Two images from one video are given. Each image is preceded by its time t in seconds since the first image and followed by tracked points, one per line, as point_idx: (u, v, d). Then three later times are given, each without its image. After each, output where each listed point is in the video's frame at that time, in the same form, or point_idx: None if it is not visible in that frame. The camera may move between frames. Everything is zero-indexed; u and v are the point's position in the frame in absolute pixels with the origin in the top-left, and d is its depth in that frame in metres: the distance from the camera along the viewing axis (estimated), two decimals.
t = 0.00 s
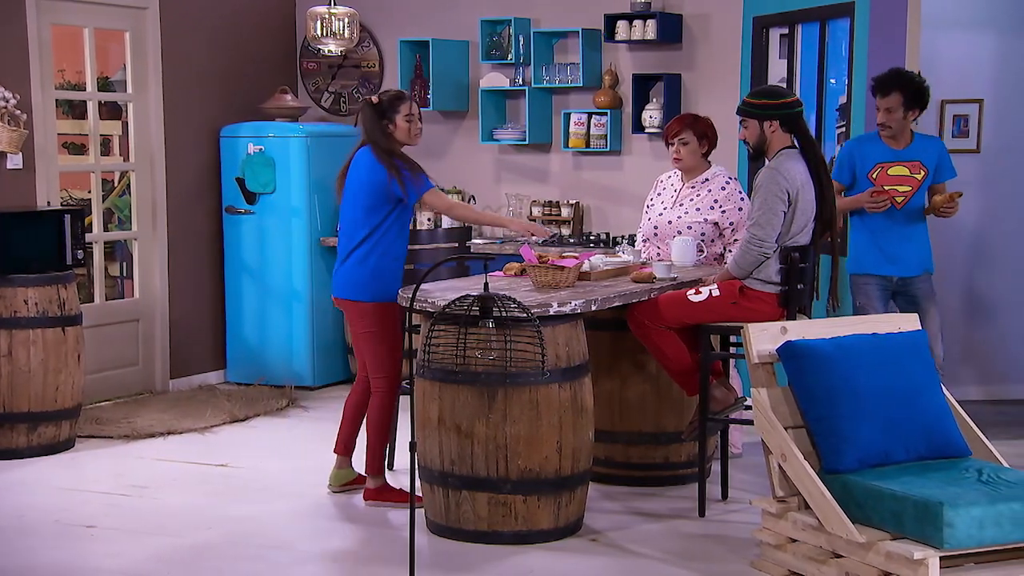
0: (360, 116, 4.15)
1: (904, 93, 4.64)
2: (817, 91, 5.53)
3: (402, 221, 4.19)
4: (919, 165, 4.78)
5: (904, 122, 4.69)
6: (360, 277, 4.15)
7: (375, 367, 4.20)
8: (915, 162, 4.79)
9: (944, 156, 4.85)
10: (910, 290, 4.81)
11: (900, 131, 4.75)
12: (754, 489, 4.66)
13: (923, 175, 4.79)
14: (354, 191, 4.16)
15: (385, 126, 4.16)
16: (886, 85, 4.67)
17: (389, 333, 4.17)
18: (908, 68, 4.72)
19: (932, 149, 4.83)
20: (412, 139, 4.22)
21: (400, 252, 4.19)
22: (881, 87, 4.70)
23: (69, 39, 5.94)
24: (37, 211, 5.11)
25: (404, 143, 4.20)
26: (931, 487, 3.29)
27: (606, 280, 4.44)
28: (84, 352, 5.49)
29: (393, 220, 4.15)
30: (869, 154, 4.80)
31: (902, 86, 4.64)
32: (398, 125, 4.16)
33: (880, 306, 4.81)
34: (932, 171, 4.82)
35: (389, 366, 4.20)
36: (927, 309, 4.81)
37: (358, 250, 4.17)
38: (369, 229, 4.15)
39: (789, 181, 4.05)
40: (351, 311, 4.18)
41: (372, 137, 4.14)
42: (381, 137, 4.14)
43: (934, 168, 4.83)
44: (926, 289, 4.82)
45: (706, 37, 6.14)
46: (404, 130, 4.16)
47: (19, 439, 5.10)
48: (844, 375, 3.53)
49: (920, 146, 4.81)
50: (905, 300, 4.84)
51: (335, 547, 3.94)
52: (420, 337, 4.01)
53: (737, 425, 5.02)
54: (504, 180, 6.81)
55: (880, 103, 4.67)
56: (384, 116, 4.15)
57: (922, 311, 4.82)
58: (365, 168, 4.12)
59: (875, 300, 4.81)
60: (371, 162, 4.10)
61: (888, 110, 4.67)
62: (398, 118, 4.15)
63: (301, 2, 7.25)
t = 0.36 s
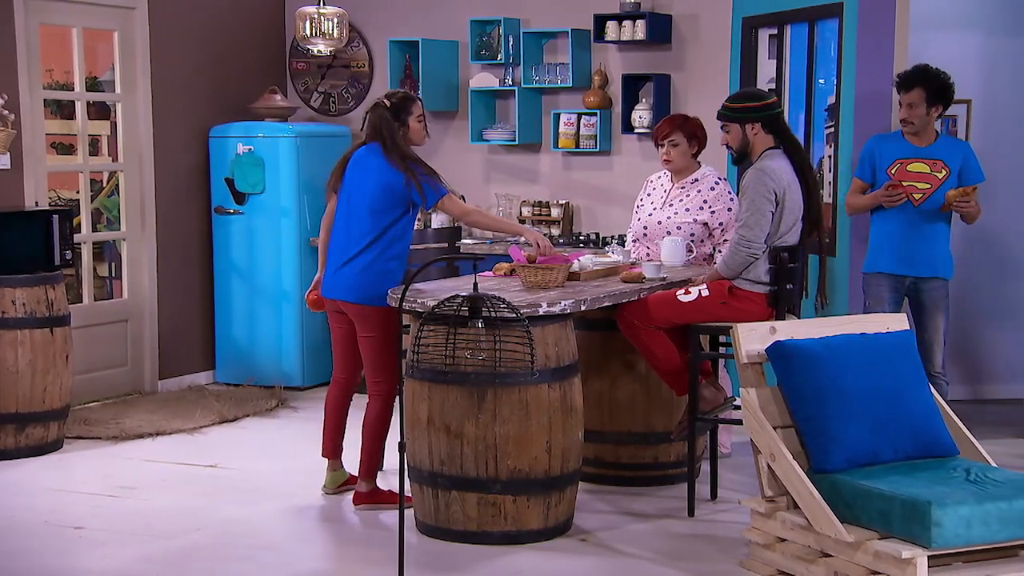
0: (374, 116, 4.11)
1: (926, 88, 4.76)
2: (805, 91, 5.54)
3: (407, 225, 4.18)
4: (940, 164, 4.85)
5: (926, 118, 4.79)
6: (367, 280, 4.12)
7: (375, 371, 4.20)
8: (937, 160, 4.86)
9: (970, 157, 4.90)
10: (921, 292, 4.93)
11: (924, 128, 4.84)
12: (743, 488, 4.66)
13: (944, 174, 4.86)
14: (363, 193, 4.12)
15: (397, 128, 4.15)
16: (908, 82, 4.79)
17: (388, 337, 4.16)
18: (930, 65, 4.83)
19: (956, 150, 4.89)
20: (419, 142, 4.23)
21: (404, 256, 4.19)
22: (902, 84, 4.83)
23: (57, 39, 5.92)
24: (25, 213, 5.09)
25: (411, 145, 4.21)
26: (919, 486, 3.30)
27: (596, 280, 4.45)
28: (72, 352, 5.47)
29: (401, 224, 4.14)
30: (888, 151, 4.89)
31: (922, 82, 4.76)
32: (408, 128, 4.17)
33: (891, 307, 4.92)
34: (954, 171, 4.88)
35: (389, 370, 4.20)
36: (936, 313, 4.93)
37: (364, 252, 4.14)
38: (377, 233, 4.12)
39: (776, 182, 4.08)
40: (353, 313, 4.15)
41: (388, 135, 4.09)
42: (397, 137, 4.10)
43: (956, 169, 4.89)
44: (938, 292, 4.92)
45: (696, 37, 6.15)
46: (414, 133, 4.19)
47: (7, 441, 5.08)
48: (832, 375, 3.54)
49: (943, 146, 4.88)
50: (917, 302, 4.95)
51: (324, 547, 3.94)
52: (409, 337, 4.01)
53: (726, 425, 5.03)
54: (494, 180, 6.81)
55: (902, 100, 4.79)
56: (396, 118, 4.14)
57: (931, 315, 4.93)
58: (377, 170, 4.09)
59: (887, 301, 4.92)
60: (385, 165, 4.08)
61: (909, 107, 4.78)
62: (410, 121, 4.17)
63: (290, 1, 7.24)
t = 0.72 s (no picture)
0: (345, 115, 4.10)
1: (936, 90, 4.91)
2: (791, 92, 5.56)
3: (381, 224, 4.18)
4: (938, 166, 4.97)
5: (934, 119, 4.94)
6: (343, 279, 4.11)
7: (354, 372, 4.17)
8: (935, 161, 4.98)
9: (965, 157, 5.01)
10: (918, 294, 5.05)
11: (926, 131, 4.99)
12: (728, 488, 4.67)
13: (942, 176, 4.98)
14: (336, 193, 4.11)
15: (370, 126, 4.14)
16: (917, 81, 4.93)
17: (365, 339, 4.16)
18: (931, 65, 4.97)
19: (952, 151, 5.00)
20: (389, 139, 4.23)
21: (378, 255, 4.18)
22: (907, 85, 4.97)
23: (41, 39, 5.90)
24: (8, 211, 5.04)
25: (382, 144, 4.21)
26: (904, 486, 3.32)
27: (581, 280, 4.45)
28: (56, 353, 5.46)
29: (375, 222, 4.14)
30: (886, 153, 4.98)
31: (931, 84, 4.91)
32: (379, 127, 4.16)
33: (888, 307, 5.03)
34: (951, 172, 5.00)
35: (367, 372, 4.18)
36: (931, 315, 5.06)
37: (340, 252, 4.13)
38: (352, 232, 4.12)
39: (749, 181, 4.09)
40: (329, 313, 4.14)
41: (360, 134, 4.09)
42: (369, 136, 4.10)
43: (952, 170, 5.00)
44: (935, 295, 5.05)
45: (682, 37, 6.16)
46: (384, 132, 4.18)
47: None
48: (817, 375, 3.55)
49: (940, 147, 4.99)
50: (914, 303, 5.08)
51: (309, 548, 3.93)
52: (395, 338, 4.01)
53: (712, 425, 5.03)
54: (480, 181, 6.81)
55: (914, 100, 4.93)
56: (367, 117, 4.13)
57: (926, 316, 5.07)
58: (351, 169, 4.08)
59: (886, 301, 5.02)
60: (359, 164, 4.06)
61: (919, 107, 4.93)
62: (380, 118, 4.16)
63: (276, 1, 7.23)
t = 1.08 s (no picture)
0: (273, 118, 4.16)
1: (944, 93, 4.81)
2: (772, 93, 5.58)
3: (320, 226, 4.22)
4: (937, 171, 4.88)
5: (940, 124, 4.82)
6: (289, 282, 4.13)
7: (314, 371, 4.18)
8: (934, 167, 4.88)
9: (957, 158, 4.96)
10: (915, 296, 4.97)
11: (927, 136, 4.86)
12: (711, 488, 4.69)
13: (940, 180, 4.90)
14: (272, 195, 4.14)
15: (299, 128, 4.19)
16: (930, 83, 4.79)
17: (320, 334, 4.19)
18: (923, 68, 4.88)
19: (946, 152, 4.93)
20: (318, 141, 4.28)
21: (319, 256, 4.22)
22: (916, 88, 4.81)
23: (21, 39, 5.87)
24: None
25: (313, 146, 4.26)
26: (885, 485, 3.33)
27: (564, 280, 4.46)
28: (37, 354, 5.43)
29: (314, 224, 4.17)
30: (889, 160, 4.85)
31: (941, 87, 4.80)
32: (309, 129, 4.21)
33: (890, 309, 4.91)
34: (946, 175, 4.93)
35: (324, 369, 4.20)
36: (924, 318, 5.00)
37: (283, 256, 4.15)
38: (293, 234, 4.15)
39: (720, 178, 4.14)
40: (282, 316, 4.16)
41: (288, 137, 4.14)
42: (297, 137, 4.15)
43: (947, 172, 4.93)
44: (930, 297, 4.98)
45: (664, 37, 6.17)
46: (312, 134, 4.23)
47: None
48: (799, 374, 3.56)
49: (935, 150, 4.90)
50: (908, 305, 5.00)
51: (290, 550, 3.92)
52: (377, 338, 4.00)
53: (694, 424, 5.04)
54: (463, 181, 6.81)
55: (931, 103, 4.77)
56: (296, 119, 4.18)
57: (919, 319, 5.00)
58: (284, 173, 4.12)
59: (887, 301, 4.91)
60: (290, 167, 4.11)
61: (935, 109, 4.78)
62: (309, 120, 4.22)
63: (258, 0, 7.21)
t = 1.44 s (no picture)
0: (223, 114, 4.34)
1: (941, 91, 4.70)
2: (751, 93, 5.59)
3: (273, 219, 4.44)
4: (933, 170, 4.76)
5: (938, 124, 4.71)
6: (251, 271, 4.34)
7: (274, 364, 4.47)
8: (929, 167, 4.77)
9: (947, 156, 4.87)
10: (914, 294, 4.84)
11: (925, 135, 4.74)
12: (691, 487, 4.70)
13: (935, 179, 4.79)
14: (229, 189, 4.34)
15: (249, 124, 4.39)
16: (929, 83, 4.65)
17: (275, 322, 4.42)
18: (920, 67, 4.74)
19: (938, 150, 4.82)
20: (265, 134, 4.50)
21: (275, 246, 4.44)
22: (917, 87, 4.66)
23: None
24: None
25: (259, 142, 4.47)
26: (863, 484, 3.35)
27: (543, 280, 4.46)
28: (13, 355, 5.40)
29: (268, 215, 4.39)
30: (888, 163, 4.72)
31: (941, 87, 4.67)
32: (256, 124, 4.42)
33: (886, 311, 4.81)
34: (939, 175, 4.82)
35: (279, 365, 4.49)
36: (927, 313, 4.87)
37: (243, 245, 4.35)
38: (252, 224, 4.35)
39: (674, 180, 4.20)
40: (252, 307, 4.36)
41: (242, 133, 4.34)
42: (248, 132, 4.36)
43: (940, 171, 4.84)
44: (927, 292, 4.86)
45: (644, 38, 6.18)
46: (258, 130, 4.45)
47: None
48: (778, 373, 3.58)
49: (929, 148, 4.79)
50: (911, 303, 4.88)
51: (269, 551, 3.91)
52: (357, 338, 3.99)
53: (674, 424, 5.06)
54: (443, 181, 6.81)
55: (932, 103, 4.63)
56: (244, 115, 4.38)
57: (923, 315, 4.87)
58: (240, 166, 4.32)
59: (880, 308, 4.80)
60: (245, 161, 4.32)
61: (936, 108, 4.65)
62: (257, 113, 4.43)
63: None
